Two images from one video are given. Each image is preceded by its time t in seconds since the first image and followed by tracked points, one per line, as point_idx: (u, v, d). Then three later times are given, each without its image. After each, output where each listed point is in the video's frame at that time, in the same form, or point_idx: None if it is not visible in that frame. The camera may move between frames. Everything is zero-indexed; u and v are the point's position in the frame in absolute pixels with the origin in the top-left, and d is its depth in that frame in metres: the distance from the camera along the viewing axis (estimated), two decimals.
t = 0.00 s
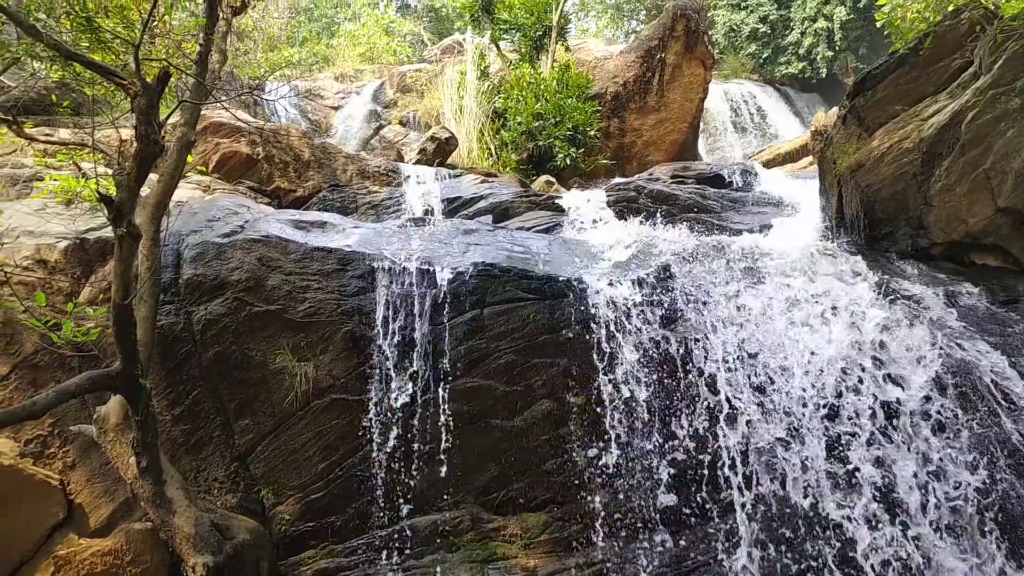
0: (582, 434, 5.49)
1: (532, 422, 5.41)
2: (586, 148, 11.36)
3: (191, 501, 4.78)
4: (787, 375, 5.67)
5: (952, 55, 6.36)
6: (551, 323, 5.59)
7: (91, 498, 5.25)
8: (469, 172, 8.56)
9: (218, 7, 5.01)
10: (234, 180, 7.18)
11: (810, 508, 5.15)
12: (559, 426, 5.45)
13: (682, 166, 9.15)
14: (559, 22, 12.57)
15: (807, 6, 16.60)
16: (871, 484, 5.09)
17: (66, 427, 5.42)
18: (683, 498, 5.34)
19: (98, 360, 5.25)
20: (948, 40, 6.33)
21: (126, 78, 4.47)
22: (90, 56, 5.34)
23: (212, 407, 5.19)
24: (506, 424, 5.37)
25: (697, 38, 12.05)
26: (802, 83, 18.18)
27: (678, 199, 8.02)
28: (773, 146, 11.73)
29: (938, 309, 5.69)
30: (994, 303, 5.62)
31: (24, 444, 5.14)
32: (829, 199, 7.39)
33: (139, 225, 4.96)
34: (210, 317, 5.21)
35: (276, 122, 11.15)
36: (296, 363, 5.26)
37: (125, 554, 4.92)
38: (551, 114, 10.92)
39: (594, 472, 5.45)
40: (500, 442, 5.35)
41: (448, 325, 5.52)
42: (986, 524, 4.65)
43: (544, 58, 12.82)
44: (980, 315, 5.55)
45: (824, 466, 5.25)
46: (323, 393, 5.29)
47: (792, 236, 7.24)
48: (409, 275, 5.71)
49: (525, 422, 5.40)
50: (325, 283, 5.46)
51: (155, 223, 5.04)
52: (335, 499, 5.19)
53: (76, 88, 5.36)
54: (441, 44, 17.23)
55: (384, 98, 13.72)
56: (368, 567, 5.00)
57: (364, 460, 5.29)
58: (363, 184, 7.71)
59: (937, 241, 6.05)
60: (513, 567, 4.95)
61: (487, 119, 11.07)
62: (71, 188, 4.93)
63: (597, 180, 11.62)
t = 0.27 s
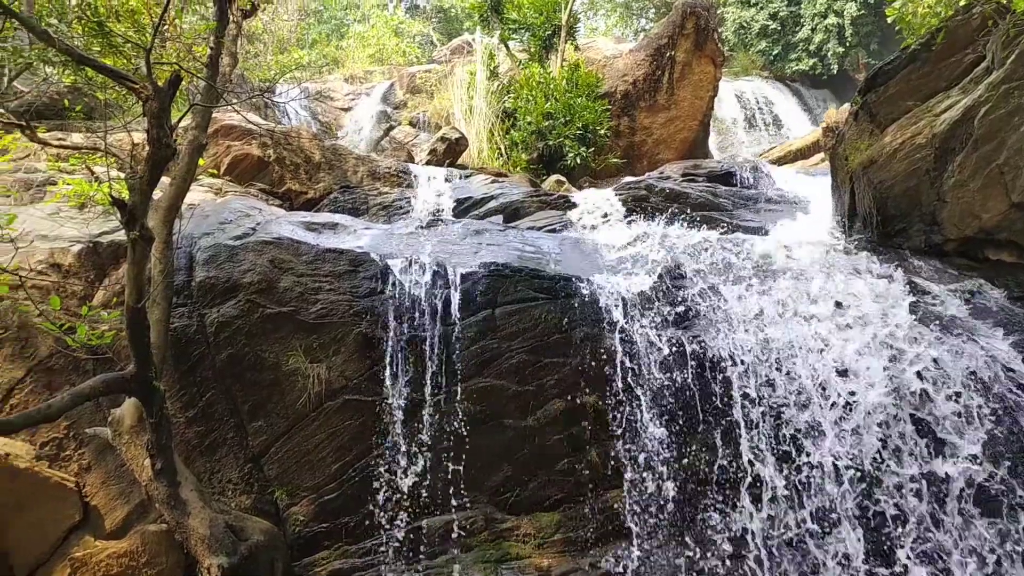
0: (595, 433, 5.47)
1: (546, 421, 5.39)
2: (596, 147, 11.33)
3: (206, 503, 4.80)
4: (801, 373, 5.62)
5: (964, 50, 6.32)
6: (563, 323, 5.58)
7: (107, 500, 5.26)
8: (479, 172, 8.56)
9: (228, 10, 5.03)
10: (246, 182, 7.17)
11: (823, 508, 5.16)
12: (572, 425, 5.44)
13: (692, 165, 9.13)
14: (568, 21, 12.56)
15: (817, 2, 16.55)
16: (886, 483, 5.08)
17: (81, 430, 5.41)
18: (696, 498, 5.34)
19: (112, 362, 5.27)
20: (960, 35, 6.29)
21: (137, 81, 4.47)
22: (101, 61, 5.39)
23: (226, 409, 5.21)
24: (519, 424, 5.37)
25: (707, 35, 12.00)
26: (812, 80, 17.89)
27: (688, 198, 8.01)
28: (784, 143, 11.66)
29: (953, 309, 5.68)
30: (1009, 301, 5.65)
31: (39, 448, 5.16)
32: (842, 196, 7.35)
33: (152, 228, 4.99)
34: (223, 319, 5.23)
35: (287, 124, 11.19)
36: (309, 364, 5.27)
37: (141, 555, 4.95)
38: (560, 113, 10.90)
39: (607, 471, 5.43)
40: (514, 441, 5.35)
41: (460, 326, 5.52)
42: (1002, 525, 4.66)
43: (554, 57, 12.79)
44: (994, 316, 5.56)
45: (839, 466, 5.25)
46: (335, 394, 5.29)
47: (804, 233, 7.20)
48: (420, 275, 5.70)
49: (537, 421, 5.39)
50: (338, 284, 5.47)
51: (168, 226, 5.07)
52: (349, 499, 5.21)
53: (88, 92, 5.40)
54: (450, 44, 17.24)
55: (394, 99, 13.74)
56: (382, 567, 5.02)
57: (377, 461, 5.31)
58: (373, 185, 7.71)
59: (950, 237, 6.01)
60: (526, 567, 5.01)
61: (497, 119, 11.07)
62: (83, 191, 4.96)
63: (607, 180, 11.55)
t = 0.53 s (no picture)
0: (613, 432, 5.46)
1: (563, 421, 5.39)
2: (610, 145, 11.31)
3: (225, 504, 4.83)
4: (819, 369, 5.60)
5: (981, 43, 6.26)
6: (579, 322, 5.57)
7: (128, 502, 5.31)
8: (493, 172, 8.56)
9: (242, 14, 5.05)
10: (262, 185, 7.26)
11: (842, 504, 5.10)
12: (590, 425, 5.43)
13: (707, 162, 9.10)
14: (581, 20, 12.55)
15: None
16: (908, 479, 5.00)
17: (101, 433, 5.45)
18: (713, 495, 5.33)
19: (131, 366, 5.31)
20: (977, 28, 6.23)
21: (154, 87, 4.48)
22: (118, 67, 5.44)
23: (244, 411, 5.24)
24: (536, 424, 5.37)
25: (720, 31, 11.98)
26: (828, 74, 17.78)
27: (704, 195, 7.99)
28: (799, 139, 11.58)
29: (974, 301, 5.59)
30: None
31: (61, 451, 5.24)
32: (859, 191, 7.30)
33: (170, 231, 5.02)
34: (240, 321, 5.25)
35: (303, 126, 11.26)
36: (326, 366, 5.29)
37: (162, 556, 4.98)
38: (574, 112, 10.89)
39: (625, 469, 5.42)
40: (531, 441, 5.35)
41: (476, 326, 5.52)
42: None
43: (567, 56, 12.79)
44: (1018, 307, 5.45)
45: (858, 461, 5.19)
46: (352, 395, 5.31)
47: (821, 230, 7.15)
48: (435, 275, 5.70)
49: (554, 421, 5.38)
50: (354, 286, 5.49)
51: (185, 229, 5.09)
52: (366, 500, 5.23)
53: (105, 97, 5.45)
54: (464, 45, 17.26)
55: (407, 101, 13.80)
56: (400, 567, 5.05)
57: (395, 461, 5.32)
58: (388, 186, 7.73)
59: (970, 232, 5.98)
60: (545, 566, 4.99)
61: (511, 119, 11.07)
62: (101, 196, 5.00)
63: (620, 177, 11.55)
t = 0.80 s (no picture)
0: (626, 431, 5.46)
1: (576, 420, 5.38)
2: (621, 144, 11.26)
3: (240, 505, 4.84)
4: (832, 367, 5.58)
5: (995, 38, 6.22)
6: (591, 322, 5.55)
7: (143, 504, 5.34)
8: (504, 172, 8.54)
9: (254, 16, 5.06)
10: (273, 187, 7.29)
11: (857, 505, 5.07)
12: (603, 424, 5.43)
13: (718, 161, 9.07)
14: (590, 19, 12.53)
15: None
16: (921, 479, 5.04)
17: (116, 435, 5.49)
18: (728, 495, 5.28)
19: (146, 368, 5.33)
20: (991, 22, 6.17)
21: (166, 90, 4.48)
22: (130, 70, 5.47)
23: (258, 412, 5.26)
24: (548, 423, 5.36)
25: (730, 29, 11.93)
26: (839, 71, 17.66)
27: (716, 193, 8.01)
28: (811, 136, 11.52)
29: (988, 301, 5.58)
30: None
31: (76, 453, 5.28)
32: (872, 188, 7.25)
33: (183, 234, 5.04)
34: (253, 323, 5.27)
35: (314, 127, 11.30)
36: (339, 366, 5.30)
37: (177, 558, 4.99)
38: (585, 111, 10.89)
39: (639, 467, 5.41)
40: (544, 441, 5.35)
41: (488, 326, 5.52)
42: None
43: (577, 55, 12.77)
44: None
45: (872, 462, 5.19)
46: (365, 396, 5.32)
47: (834, 226, 7.11)
48: (447, 275, 5.69)
49: (567, 420, 5.38)
50: (366, 286, 5.50)
51: (198, 232, 5.10)
52: (380, 501, 5.23)
53: (117, 101, 5.48)
54: (474, 45, 17.25)
55: (418, 101, 13.80)
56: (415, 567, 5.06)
57: (408, 461, 5.34)
58: (400, 187, 7.74)
59: (984, 228, 5.92)
60: (559, 566, 4.98)
61: (521, 118, 11.07)
62: (115, 199, 5.03)
63: (631, 176, 11.54)
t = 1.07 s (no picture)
0: (639, 431, 5.46)
1: (589, 419, 5.38)
2: (632, 143, 11.16)
3: (254, 506, 4.87)
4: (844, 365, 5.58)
5: (1008, 32, 6.15)
6: (604, 321, 5.54)
7: (158, 505, 5.38)
8: (515, 172, 8.49)
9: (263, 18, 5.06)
10: (286, 188, 7.31)
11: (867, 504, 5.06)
12: (615, 423, 5.43)
13: (730, 158, 9.01)
14: (600, 18, 12.48)
15: None
16: (934, 476, 4.98)
17: (131, 437, 5.53)
18: (740, 493, 5.32)
19: (160, 370, 5.34)
20: (1004, 15, 6.11)
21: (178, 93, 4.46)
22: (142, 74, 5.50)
23: (272, 414, 5.27)
24: (561, 423, 5.37)
25: (740, 25, 11.88)
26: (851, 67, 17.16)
27: (728, 190, 7.88)
28: (823, 133, 11.43)
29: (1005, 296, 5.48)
30: None
31: (92, 455, 5.33)
32: (885, 184, 7.20)
33: (196, 236, 5.06)
34: (266, 325, 5.28)
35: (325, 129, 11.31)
36: (352, 367, 5.31)
37: (193, 559, 5.01)
38: (595, 110, 10.86)
39: (651, 466, 5.42)
40: (557, 440, 5.35)
41: (500, 326, 5.51)
42: None
43: (587, 54, 12.72)
44: None
45: (883, 460, 5.17)
46: (378, 397, 5.33)
47: (847, 223, 7.06)
48: (459, 276, 5.69)
49: (580, 420, 5.38)
50: (378, 287, 5.50)
51: (211, 234, 5.13)
52: (394, 501, 5.25)
53: (129, 104, 5.51)
54: (483, 45, 17.20)
55: (428, 102, 13.79)
56: (429, 568, 5.08)
57: (421, 462, 5.35)
58: (411, 188, 7.73)
59: (1000, 223, 5.86)
60: (574, 566, 4.97)
61: (532, 118, 11.08)
62: (128, 203, 5.06)
63: (641, 175, 11.39)
